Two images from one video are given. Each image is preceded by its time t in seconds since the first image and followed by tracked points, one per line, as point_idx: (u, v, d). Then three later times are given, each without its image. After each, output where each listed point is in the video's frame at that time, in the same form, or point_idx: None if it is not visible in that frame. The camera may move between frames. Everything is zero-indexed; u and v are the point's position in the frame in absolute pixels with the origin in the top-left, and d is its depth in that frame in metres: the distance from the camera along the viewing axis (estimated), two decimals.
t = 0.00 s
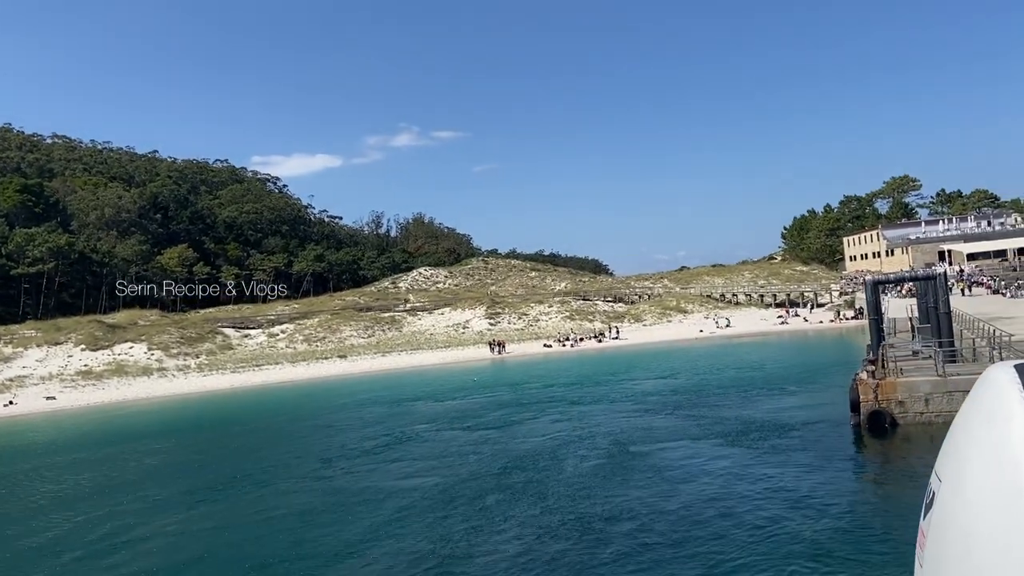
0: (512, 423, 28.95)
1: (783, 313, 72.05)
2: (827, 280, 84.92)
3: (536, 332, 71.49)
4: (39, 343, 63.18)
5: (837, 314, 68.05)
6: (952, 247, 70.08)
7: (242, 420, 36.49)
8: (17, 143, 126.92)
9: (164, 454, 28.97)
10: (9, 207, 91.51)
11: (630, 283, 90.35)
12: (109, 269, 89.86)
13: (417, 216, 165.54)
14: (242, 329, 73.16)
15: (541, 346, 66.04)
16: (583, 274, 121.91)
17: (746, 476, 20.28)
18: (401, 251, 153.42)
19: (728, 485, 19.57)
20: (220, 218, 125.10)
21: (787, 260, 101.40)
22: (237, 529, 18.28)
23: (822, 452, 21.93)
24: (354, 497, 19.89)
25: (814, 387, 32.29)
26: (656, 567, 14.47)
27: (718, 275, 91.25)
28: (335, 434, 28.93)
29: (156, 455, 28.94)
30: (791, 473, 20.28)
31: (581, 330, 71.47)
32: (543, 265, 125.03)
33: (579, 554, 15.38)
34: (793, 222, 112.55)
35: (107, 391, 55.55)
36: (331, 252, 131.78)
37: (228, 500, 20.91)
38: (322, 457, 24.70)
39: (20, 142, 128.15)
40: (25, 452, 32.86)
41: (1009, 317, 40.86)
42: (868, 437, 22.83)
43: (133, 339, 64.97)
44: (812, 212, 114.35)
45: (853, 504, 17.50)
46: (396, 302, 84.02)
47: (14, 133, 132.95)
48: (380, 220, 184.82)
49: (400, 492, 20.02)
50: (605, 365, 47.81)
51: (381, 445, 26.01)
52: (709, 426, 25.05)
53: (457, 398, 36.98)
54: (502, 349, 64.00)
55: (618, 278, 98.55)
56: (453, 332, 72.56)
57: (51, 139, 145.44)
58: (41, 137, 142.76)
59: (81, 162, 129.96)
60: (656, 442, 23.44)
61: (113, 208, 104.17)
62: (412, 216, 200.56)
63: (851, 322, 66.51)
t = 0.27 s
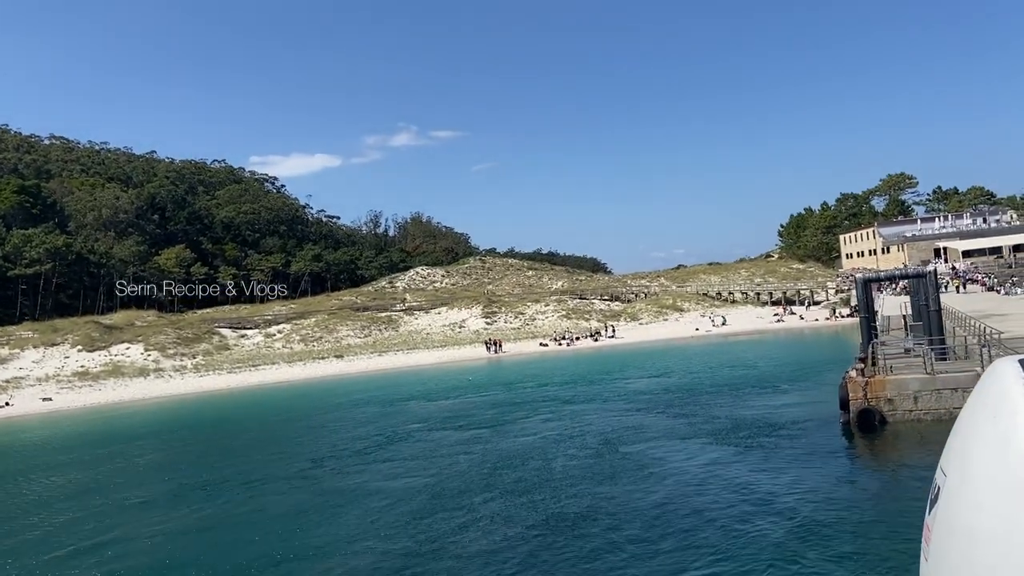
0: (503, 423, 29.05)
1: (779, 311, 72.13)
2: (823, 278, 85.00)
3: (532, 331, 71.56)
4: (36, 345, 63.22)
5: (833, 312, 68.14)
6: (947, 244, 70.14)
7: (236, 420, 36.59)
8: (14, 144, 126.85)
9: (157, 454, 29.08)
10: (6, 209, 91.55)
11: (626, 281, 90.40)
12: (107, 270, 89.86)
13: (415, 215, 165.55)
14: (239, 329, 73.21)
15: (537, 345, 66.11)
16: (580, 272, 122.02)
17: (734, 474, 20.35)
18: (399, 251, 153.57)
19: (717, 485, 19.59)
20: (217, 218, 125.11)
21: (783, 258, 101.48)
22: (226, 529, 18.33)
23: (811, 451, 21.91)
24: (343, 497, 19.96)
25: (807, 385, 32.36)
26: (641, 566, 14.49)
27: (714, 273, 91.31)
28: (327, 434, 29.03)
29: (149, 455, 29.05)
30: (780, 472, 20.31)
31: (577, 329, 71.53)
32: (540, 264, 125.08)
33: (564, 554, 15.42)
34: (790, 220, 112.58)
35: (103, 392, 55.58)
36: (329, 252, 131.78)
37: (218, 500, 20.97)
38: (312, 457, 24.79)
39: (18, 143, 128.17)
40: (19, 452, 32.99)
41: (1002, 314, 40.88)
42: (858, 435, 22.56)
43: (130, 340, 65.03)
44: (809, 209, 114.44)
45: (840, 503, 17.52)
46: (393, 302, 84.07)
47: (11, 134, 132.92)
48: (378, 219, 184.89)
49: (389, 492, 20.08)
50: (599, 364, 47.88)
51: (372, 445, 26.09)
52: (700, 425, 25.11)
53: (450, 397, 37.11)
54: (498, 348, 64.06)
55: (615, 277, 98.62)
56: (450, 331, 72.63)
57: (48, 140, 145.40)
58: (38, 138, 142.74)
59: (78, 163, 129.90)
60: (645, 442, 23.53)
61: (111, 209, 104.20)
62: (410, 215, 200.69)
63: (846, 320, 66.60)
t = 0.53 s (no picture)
0: (497, 421, 29.21)
1: (776, 308, 72.25)
2: (820, 275, 85.09)
3: (530, 329, 71.71)
4: (34, 345, 63.38)
5: (829, 309, 68.25)
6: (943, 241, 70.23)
7: (233, 419, 36.76)
8: (13, 144, 126.95)
9: (153, 454, 29.24)
10: (5, 209, 91.73)
11: (624, 279, 90.53)
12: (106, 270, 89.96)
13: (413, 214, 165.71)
14: (237, 329, 73.35)
15: (535, 343, 66.25)
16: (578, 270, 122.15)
17: (723, 471, 20.39)
18: (397, 249, 153.67)
19: (708, 480, 19.72)
20: (216, 217, 125.25)
21: (781, 255, 101.59)
22: (218, 530, 18.45)
23: (804, 447, 21.99)
24: (336, 497, 20.10)
25: (801, 383, 32.44)
26: (628, 564, 14.61)
27: (712, 270, 91.41)
28: (322, 433, 29.20)
29: (145, 455, 29.22)
30: (770, 468, 20.41)
31: (574, 327, 71.68)
32: (539, 262, 125.21)
33: (552, 551, 15.54)
34: (787, 217, 112.64)
35: (101, 391, 55.70)
36: (328, 251, 131.86)
37: (213, 500, 21.12)
38: (307, 457, 24.96)
39: (16, 143, 128.15)
40: (17, 452, 33.20)
41: (996, 310, 41.00)
42: (847, 431, 22.50)
43: (128, 340, 65.19)
44: (806, 206, 114.55)
45: (828, 500, 17.62)
46: (391, 301, 84.20)
47: (9, 133, 132.88)
48: (377, 218, 184.96)
49: (380, 492, 20.22)
50: (596, 362, 48.01)
51: (366, 444, 26.24)
52: (691, 422, 25.18)
53: (445, 396, 37.29)
54: (495, 346, 64.19)
55: (613, 274, 98.75)
56: (447, 329, 72.78)
57: (47, 140, 145.60)
58: (37, 138, 142.94)
59: (77, 163, 130.05)
60: (636, 439, 23.67)
61: (109, 209, 104.20)
62: (409, 214, 200.91)
63: (843, 317, 66.71)
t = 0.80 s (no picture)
0: (489, 419, 29.25)
1: (773, 304, 72.24)
2: (817, 270, 85.10)
3: (527, 326, 71.72)
4: (31, 344, 63.40)
5: (826, 305, 68.27)
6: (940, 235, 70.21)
7: (228, 418, 36.84)
8: (10, 144, 126.85)
9: (147, 453, 29.30)
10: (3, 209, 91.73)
11: (621, 276, 90.52)
12: (104, 269, 89.91)
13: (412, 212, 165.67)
14: (234, 327, 73.33)
15: (531, 340, 66.29)
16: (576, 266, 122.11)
17: (711, 469, 20.37)
18: (395, 247, 153.62)
19: (696, 478, 19.70)
20: (214, 216, 125.19)
21: (779, 251, 101.63)
22: (207, 529, 18.49)
23: (793, 443, 22.02)
24: (325, 497, 20.13)
25: (795, 379, 32.43)
26: (614, 562, 14.61)
27: (709, 267, 91.38)
28: (316, 432, 29.25)
29: (139, 453, 29.28)
30: (758, 465, 20.45)
31: (571, 324, 71.72)
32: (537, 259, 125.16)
33: (538, 551, 15.55)
34: (785, 213, 112.58)
35: (98, 390, 55.67)
36: (326, 249, 131.80)
37: (204, 499, 21.18)
38: (300, 456, 25.03)
39: (13, 142, 128.02)
40: (13, 451, 33.29)
41: (991, 305, 40.99)
42: (837, 426, 22.49)
43: (125, 339, 65.23)
44: (804, 202, 114.55)
45: (814, 496, 17.67)
46: (388, 298, 84.18)
47: (7, 133, 132.80)
48: (375, 215, 184.89)
49: (370, 491, 20.24)
50: (592, 359, 48.04)
51: (359, 443, 26.29)
52: (683, 419, 25.16)
53: (441, 393, 37.35)
54: (492, 344, 64.19)
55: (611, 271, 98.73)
56: (445, 327, 72.78)
57: (46, 140, 145.52)
58: (35, 138, 142.87)
59: (75, 162, 129.92)
60: (627, 435, 23.70)
61: (107, 208, 104.15)
62: (407, 211, 200.88)
63: (840, 313, 66.71)
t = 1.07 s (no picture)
0: (480, 416, 29.31)
1: (769, 300, 72.29)
2: (814, 266, 85.13)
3: (523, 323, 71.76)
4: (27, 343, 63.44)
5: (822, 301, 68.33)
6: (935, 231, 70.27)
7: (222, 416, 36.92)
8: (7, 142, 126.90)
9: (139, 451, 29.38)
10: None
11: (618, 272, 90.59)
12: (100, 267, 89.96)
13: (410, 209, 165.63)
14: (231, 326, 73.36)
15: (528, 337, 66.37)
16: (573, 263, 122.14)
17: (697, 465, 20.36)
18: (393, 245, 153.53)
19: (682, 475, 19.68)
20: (211, 214, 125.20)
21: (776, 247, 101.70)
22: (196, 527, 18.50)
23: (782, 438, 22.08)
24: (314, 495, 20.15)
25: (786, 374, 32.43)
26: (599, 558, 14.63)
27: (706, 263, 91.49)
28: (307, 430, 29.29)
29: (131, 451, 29.37)
30: (744, 461, 20.52)
31: (567, 320, 71.77)
32: (534, 256, 125.26)
33: (524, 547, 15.56)
34: (782, 209, 112.60)
35: (93, 389, 55.73)
36: (323, 246, 131.74)
37: (193, 497, 21.20)
38: (291, 454, 25.09)
39: (10, 141, 127.87)
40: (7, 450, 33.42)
41: (984, 299, 41.05)
42: (825, 422, 22.61)
43: (121, 338, 65.31)
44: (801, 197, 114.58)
45: (799, 492, 17.73)
46: (385, 296, 84.18)
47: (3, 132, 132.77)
48: (373, 212, 184.76)
49: (360, 489, 20.28)
50: (587, 355, 48.05)
51: (351, 440, 26.35)
52: (671, 416, 25.17)
53: (435, 391, 37.42)
54: (488, 341, 64.22)
55: (608, 268, 98.75)
56: (441, 324, 72.82)
57: (43, 138, 145.56)
58: (33, 137, 142.88)
59: (72, 161, 129.92)
60: (618, 432, 23.74)
61: (104, 206, 104.05)
62: (406, 209, 200.90)
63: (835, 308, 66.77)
